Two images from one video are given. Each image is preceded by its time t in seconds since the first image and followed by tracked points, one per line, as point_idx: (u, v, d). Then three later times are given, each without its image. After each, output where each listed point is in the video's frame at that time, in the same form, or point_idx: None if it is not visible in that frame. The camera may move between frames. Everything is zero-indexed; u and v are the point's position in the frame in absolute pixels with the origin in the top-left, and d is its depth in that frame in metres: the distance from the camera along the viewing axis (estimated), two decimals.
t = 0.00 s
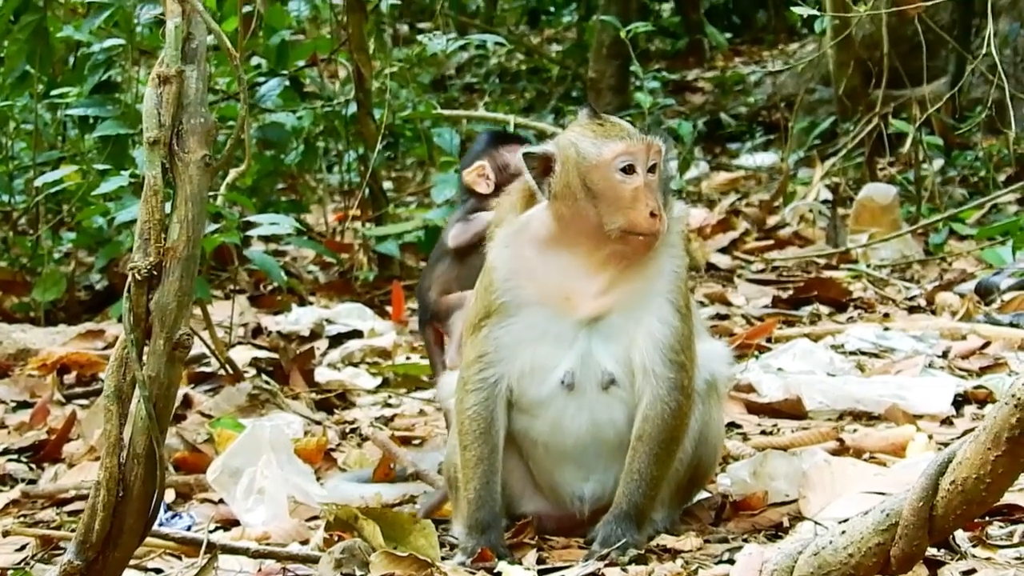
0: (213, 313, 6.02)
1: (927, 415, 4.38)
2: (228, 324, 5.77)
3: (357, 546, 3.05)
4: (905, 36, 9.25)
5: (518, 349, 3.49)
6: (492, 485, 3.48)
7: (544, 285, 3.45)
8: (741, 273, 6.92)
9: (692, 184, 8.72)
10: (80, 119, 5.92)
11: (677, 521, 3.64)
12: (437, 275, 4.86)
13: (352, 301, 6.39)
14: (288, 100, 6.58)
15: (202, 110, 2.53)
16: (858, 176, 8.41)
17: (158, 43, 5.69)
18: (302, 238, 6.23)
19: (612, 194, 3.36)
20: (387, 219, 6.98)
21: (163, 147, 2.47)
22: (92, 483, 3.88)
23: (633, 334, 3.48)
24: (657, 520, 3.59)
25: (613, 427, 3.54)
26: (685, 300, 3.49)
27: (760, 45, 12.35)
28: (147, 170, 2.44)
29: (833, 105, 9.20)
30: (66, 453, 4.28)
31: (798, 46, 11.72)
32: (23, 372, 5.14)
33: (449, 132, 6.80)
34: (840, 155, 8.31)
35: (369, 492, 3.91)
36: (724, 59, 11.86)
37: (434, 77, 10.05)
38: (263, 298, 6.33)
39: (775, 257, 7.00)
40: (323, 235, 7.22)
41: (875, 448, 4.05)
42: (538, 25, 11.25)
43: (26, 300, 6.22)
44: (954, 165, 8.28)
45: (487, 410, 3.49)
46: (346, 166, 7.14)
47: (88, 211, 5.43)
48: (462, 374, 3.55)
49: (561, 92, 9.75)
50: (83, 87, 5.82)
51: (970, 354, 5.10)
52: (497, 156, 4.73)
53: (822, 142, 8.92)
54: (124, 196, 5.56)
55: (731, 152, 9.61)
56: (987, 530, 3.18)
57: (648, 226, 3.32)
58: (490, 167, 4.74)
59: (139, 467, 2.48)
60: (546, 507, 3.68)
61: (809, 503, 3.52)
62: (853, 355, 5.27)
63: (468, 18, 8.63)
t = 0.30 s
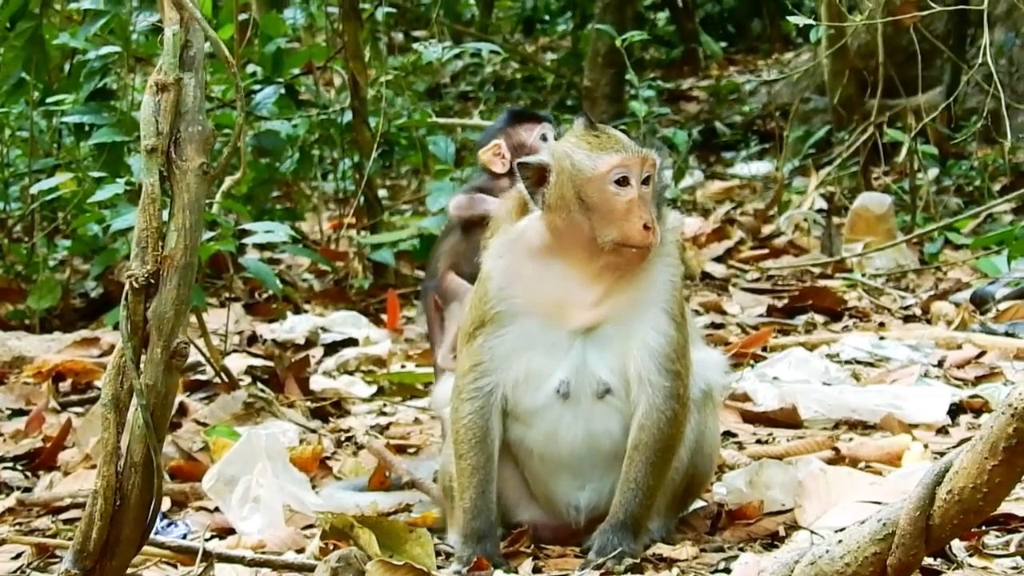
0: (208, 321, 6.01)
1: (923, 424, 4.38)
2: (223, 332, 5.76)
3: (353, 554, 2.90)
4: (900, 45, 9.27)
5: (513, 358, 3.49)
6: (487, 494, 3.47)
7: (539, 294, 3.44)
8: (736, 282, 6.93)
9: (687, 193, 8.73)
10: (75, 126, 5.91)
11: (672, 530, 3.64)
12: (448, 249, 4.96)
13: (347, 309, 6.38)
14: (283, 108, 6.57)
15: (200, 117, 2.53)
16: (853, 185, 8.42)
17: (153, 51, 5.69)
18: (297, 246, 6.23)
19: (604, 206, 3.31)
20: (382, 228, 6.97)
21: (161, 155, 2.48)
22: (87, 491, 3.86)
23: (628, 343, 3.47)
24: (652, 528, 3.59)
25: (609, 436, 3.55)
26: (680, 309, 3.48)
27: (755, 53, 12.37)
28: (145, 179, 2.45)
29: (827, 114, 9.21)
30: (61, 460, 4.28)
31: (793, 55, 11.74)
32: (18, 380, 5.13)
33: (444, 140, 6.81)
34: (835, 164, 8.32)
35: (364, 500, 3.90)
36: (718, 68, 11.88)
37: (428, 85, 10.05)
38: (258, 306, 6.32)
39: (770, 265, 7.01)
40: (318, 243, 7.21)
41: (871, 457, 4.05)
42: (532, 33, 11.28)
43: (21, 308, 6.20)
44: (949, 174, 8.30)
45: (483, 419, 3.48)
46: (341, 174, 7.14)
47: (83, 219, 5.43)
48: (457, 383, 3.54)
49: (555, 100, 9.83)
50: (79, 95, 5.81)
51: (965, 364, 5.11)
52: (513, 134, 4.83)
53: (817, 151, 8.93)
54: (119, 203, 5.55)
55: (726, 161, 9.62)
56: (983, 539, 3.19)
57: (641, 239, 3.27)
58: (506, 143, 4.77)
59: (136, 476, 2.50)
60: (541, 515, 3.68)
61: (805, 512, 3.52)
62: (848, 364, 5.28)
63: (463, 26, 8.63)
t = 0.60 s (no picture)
0: (205, 330, 6.00)
1: (919, 431, 4.38)
2: (220, 340, 5.75)
3: (349, 561, 2.84)
4: (897, 53, 9.28)
5: (508, 365, 3.48)
6: (484, 501, 3.47)
7: (534, 300, 3.43)
8: (733, 289, 6.92)
9: (684, 201, 8.73)
10: (71, 134, 5.92)
11: (669, 537, 3.64)
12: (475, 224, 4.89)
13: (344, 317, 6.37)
14: (279, 116, 6.57)
15: (195, 123, 2.55)
16: (850, 193, 8.41)
17: (149, 59, 5.70)
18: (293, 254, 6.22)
19: (572, 208, 3.29)
20: (379, 236, 6.97)
21: (156, 160, 2.48)
22: (83, 498, 3.85)
23: (624, 350, 3.47)
24: (650, 535, 3.59)
25: (607, 443, 3.54)
26: (675, 315, 3.47)
27: (751, 62, 12.39)
28: (140, 185, 2.43)
29: (824, 122, 9.22)
30: (58, 468, 4.27)
31: (790, 63, 11.76)
32: (15, 388, 5.12)
33: (441, 148, 6.82)
34: (832, 171, 8.33)
35: (360, 507, 3.89)
36: (715, 76, 11.89)
37: (425, 94, 10.06)
38: (254, 314, 6.31)
39: (767, 273, 7.01)
40: (315, 251, 7.21)
41: (867, 464, 4.05)
42: (529, 41, 11.28)
43: (18, 316, 6.20)
44: (946, 182, 8.30)
45: (480, 425, 3.48)
46: (337, 182, 7.14)
47: (79, 226, 5.43)
48: (455, 389, 3.54)
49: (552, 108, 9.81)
50: (75, 103, 5.82)
51: (962, 371, 5.11)
52: (538, 108, 5.18)
53: (814, 159, 8.94)
54: (115, 211, 5.55)
55: (723, 169, 9.62)
56: (980, 546, 3.19)
57: (604, 240, 3.24)
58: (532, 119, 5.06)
59: (131, 482, 2.50)
60: (538, 522, 3.68)
61: (801, 519, 3.52)
62: (845, 371, 5.28)
63: (460, 34, 8.64)
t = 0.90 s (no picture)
0: (199, 335, 5.99)
1: (914, 438, 4.39)
2: (214, 345, 5.75)
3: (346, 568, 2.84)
4: (891, 59, 9.30)
5: (502, 372, 3.48)
6: (479, 507, 3.46)
7: (525, 307, 3.44)
8: (727, 296, 6.93)
9: (678, 208, 8.74)
10: (66, 140, 5.91)
11: (664, 544, 3.63)
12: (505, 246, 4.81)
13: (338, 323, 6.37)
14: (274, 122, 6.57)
15: (192, 130, 2.56)
16: (844, 199, 8.43)
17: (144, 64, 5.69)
18: (288, 259, 6.21)
19: (552, 214, 3.33)
20: (373, 241, 6.97)
21: (154, 167, 2.50)
22: (78, 504, 3.84)
23: (617, 356, 3.47)
24: (645, 542, 3.59)
25: (601, 449, 3.54)
26: (668, 323, 3.48)
27: (746, 68, 12.41)
28: (138, 191, 2.46)
29: (818, 128, 9.24)
30: (52, 474, 4.26)
31: (784, 69, 11.79)
32: (9, 393, 5.11)
33: (435, 154, 6.82)
34: (826, 178, 8.34)
35: (354, 514, 3.89)
36: (709, 82, 11.92)
37: (419, 99, 10.06)
38: (249, 319, 6.31)
39: (761, 279, 7.02)
40: (309, 256, 7.20)
41: (862, 471, 4.05)
42: (523, 47, 11.30)
43: (12, 322, 6.19)
44: (940, 189, 8.31)
45: (474, 431, 3.47)
46: (332, 188, 7.13)
47: (75, 232, 5.42)
48: (448, 396, 3.54)
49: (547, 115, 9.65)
50: (70, 108, 5.82)
51: (956, 378, 5.11)
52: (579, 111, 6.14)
53: (808, 165, 8.95)
54: (110, 217, 5.54)
55: (717, 175, 9.63)
56: (974, 553, 3.20)
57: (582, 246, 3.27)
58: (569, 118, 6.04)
59: (128, 489, 2.51)
60: (533, 529, 3.67)
61: (796, 526, 3.53)
62: (839, 378, 5.28)
63: (454, 40, 8.65)
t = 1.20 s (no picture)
0: (194, 341, 5.98)
1: (909, 443, 4.39)
2: (209, 351, 5.74)
3: None
4: (886, 64, 9.31)
5: (497, 378, 3.48)
6: (476, 514, 3.46)
7: (519, 313, 3.44)
8: (722, 301, 6.93)
9: (673, 212, 8.73)
10: (61, 145, 5.90)
11: (659, 550, 3.64)
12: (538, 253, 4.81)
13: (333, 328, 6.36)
14: (269, 127, 6.55)
15: (186, 138, 2.58)
16: (840, 204, 8.43)
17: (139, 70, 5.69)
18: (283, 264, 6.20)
19: (544, 219, 3.33)
20: (368, 247, 6.96)
21: (147, 176, 2.52)
22: (72, 510, 3.83)
23: (612, 363, 3.48)
24: (640, 548, 3.59)
25: (597, 455, 3.54)
26: (662, 330, 3.49)
27: (741, 72, 12.43)
28: (130, 200, 2.48)
29: (814, 133, 9.24)
30: (47, 480, 4.26)
31: (780, 74, 11.80)
32: (3, 399, 5.10)
33: (430, 159, 6.82)
34: (822, 183, 8.35)
35: (349, 520, 3.89)
36: (704, 86, 11.93)
37: (415, 104, 10.05)
38: (244, 324, 6.30)
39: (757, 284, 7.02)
40: (304, 261, 7.20)
41: (857, 477, 4.06)
42: (519, 51, 11.31)
43: (6, 327, 6.18)
44: (935, 194, 8.32)
45: (469, 437, 3.47)
46: (327, 193, 7.13)
47: (69, 238, 5.41)
48: (444, 402, 3.54)
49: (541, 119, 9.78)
50: (65, 114, 5.81)
51: (951, 384, 5.12)
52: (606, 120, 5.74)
53: (803, 170, 8.96)
54: (105, 222, 5.54)
55: (712, 180, 9.63)
56: (969, 559, 3.22)
57: (573, 251, 3.27)
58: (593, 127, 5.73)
59: (121, 497, 2.53)
60: (529, 535, 3.67)
61: (791, 532, 3.53)
62: (834, 384, 5.28)
63: (450, 44, 8.65)
